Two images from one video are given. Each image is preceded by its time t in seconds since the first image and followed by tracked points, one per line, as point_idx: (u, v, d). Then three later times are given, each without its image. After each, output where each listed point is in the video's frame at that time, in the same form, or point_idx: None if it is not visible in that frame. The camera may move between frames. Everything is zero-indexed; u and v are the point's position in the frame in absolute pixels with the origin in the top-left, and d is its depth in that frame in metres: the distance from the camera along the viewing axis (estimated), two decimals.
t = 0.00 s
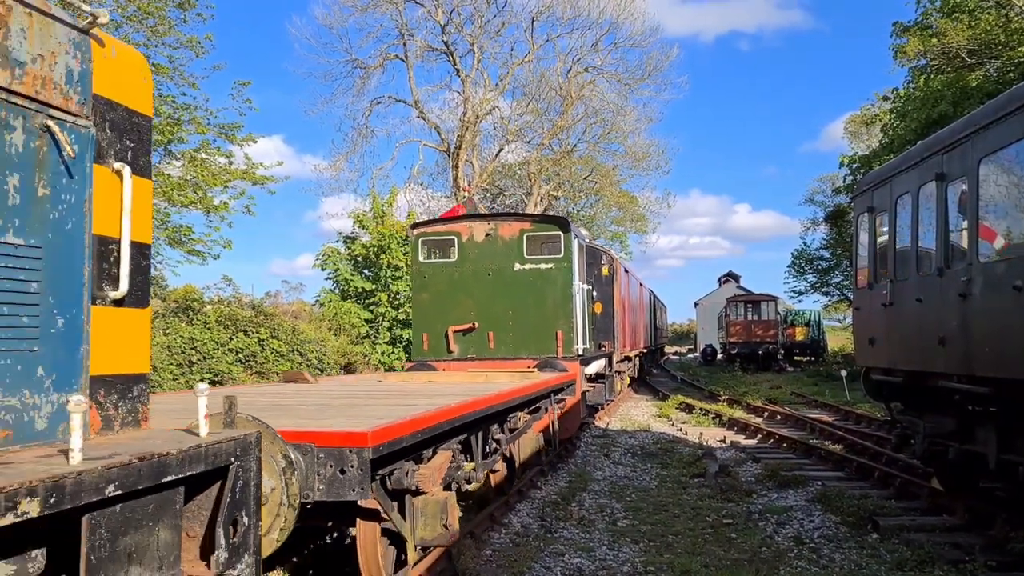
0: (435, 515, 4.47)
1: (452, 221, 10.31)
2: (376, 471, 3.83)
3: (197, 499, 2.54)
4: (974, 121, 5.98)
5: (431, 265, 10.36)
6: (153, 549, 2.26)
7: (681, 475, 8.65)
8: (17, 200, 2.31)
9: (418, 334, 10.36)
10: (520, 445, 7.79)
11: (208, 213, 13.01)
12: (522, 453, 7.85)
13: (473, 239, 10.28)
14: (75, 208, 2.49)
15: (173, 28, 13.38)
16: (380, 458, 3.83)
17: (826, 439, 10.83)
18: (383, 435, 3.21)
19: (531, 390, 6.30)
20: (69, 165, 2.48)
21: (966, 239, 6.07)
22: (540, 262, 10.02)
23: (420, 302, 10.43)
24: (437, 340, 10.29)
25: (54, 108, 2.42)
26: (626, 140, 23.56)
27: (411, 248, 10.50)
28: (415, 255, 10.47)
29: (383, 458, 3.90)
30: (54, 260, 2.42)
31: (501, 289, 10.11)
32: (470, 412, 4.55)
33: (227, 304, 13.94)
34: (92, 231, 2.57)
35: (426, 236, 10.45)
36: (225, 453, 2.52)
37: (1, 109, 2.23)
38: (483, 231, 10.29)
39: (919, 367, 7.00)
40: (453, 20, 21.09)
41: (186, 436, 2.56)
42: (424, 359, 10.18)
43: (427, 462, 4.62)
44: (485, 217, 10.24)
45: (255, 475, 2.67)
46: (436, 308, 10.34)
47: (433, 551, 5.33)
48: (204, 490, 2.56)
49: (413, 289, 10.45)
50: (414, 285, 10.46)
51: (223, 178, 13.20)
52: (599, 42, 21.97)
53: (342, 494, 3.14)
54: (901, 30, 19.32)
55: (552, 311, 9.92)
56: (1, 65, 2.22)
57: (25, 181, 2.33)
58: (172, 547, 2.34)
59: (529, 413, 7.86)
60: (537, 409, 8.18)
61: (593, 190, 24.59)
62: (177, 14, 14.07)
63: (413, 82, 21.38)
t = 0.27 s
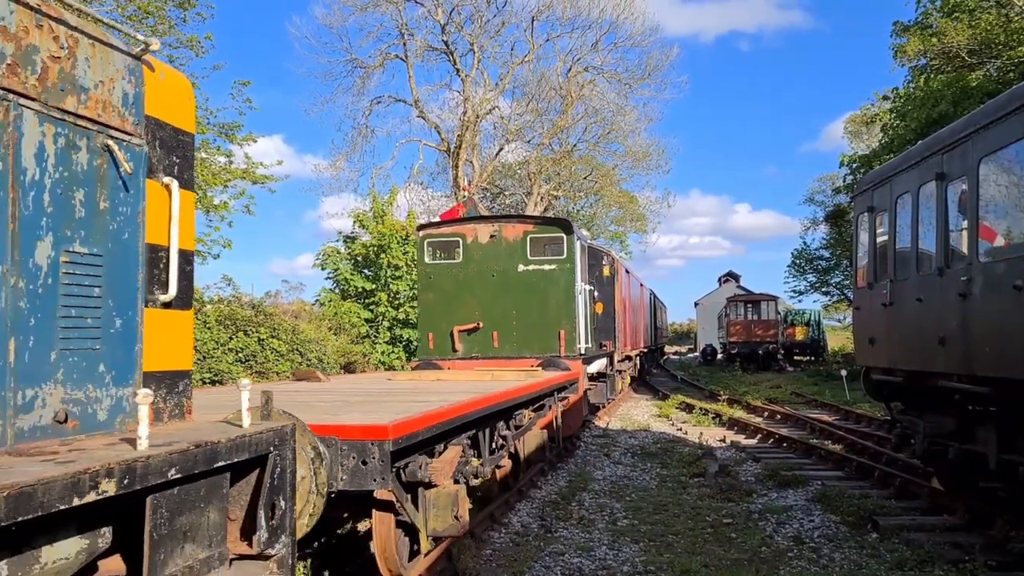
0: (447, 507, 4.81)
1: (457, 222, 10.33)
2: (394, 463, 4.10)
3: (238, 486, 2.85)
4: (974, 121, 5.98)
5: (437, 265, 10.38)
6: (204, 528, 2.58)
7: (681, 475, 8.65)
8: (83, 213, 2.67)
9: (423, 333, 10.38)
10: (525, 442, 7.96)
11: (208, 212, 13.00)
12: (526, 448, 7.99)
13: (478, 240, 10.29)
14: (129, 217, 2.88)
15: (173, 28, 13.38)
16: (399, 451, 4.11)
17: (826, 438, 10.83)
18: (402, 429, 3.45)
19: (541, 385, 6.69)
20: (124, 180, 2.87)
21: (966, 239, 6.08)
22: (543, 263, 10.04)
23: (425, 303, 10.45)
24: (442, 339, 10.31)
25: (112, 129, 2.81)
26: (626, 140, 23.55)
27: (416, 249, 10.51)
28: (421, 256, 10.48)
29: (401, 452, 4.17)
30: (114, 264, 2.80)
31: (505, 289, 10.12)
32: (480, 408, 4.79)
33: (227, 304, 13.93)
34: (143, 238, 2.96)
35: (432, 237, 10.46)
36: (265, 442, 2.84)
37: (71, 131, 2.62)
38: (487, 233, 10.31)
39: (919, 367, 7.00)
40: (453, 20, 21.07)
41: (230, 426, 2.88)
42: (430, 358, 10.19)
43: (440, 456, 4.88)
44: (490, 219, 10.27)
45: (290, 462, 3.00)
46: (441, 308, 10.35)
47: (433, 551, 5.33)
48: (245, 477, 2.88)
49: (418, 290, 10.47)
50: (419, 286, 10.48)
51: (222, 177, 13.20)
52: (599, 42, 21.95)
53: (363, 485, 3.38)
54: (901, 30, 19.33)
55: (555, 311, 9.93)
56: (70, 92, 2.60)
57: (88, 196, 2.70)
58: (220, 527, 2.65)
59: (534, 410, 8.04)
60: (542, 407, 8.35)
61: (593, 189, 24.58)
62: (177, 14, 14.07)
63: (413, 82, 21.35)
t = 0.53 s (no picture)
0: (456, 499, 5.05)
1: (463, 224, 10.35)
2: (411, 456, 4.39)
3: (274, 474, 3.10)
4: (974, 121, 5.99)
5: (442, 266, 10.38)
6: (247, 511, 2.85)
7: (681, 475, 8.65)
8: (138, 224, 2.87)
9: (429, 333, 10.39)
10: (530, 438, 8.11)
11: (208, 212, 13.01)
12: (529, 443, 8.01)
13: (482, 242, 10.30)
14: (178, 226, 3.09)
15: (173, 28, 13.39)
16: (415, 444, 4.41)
17: (826, 438, 10.82)
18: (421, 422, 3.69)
19: (548, 383, 6.86)
20: (173, 193, 3.08)
21: (966, 240, 6.07)
22: (546, 265, 10.06)
23: (430, 303, 10.45)
24: (447, 338, 10.31)
25: (162, 147, 3.03)
26: (626, 140, 23.53)
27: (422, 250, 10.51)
28: (426, 257, 10.47)
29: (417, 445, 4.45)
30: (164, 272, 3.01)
31: (509, 290, 10.13)
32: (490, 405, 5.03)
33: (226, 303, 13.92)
34: (190, 246, 3.17)
35: (437, 238, 10.46)
36: (300, 434, 3.08)
37: (127, 149, 2.84)
38: (492, 235, 10.32)
39: (919, 367, 6.99)
40: (453, 20, 21.08)
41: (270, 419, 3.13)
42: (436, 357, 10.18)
43: (450, 450, 5.14)
44: (494, 221, 10.28)
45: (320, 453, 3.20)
46: (446, 308, 10.36)
47: (434, 550, 5.33)
48: (282, 466, 3.11)
49: (424, 290, 10.47)
50: (425, 286, 10.47)
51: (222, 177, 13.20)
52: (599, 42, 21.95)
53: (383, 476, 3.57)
54: (901, 30, 19.35)
55: (558, 312, 9.94)
56: (127, 114, 2.83)
57: (143, 208, 2.91)
58: (260, 511, 2.92)
59: (537, 409, 8.08)
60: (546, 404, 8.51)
61: (594, 189, 24.58)
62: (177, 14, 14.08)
63: (412, 82, 21.35)
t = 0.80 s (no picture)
0: (466, 493, 5.59)
1: (467, 226, 10.35)
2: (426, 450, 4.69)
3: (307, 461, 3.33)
4: (974, 120, 5.99)
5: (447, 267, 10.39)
6: (282, 495, 3.09)
7: (681, 475, 8.65)
8: (183, 232, 3.17)
9: (434, 333, 10.40)
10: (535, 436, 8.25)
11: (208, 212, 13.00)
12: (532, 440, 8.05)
13: (487, 243, 10.30)
14: (216, 233, 3.39)
15: (173, 28, 13.39)
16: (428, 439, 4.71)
17: (827, 438, 10.82)
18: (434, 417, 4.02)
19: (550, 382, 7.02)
20: (212, 202, 3.37)
21: (966, 239, 6.08)
22: (549, 266, 10.08)
23: (436, 304, 10.46)
24: (452, 338, 10.31)
25: (203, 160, 3.33)
26: (626, 139, 23.51)
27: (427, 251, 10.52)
28: (431, 258, 10.48)
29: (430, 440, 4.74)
30: (204, 275, 3.31)
31: (512, 291, 10.14)
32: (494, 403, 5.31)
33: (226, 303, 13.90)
34: (226, 252, 3.47)
35: (443, 240, 10.47)
36: (328, 424, 3.36)
37: (173, 164, 3.14)
38: (496, 236, 10.31)
39: (919, 367, 7.00)
40: (454, 20, 21.06)
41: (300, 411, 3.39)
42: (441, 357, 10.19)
43: (458, 446, 5.41)
44: (499, 223, 10.28)
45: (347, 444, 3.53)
46: (451, 308, 10.36)
47: (434, 550, 5.33)
48: (312, 455, 3.37)
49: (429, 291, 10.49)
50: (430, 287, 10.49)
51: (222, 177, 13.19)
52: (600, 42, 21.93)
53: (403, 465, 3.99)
54: (901, 30, 19.36)
55: (561, 312, 9.95)
56: (172, 131, 3.13)
57: (186, 217, 3.21)
58: (293, 496, 3.17)
59: (542, 407, 8.10)
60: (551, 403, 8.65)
61: (594, 189, 24.55)
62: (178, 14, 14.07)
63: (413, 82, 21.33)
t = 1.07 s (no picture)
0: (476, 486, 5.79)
1: (472, 227, 10.35)
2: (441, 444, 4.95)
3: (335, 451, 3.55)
4: (975, 120, 5.98)
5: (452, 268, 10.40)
6: (312, 482, 3.30)
7: (682, 474, 8.66)
8: (221, 238, 3.41)
9: (439, 332, 10.41)
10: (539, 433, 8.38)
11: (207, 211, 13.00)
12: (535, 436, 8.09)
13: (491, 244, 10.29)
14: (250, 239, 3.61)
15: (173, 27, 13.39)
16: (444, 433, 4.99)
17: (827, 438, 10.82)
18: (448, 413, 4.34)
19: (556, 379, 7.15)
20: (246, 209, 3.60)
21: (966, 240, 6.08)
22: (552, 266, 10.09)
23: (441, 303, 10.47)
24: (457, 337, 10.32)
25: (238, 171, 3.56)
26: (626, 139, 23.50)
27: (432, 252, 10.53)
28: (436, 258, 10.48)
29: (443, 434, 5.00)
30: (239, 279, 3.54)
31: (516, 291, 10.15)
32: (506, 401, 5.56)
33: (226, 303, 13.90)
34: (258, 256, 3.69)
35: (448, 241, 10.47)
36: (354, 416, 3.58)
37: (213, 176, 3.37)
38: (500, 238, 10.30)
39: (919, 366, 7.00)
40: (454, 19, 21.05)
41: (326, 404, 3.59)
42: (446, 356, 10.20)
43: (469, 441, 5.66)
44: (503, 224, 10.28)
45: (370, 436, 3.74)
46: (456, 308, 10.37)
47: (434, 550, 5.34)
48: (338, 446, 3.57)
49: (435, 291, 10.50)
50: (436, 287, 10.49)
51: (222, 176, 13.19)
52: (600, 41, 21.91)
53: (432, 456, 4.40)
54: (902, 29, 19.38)
55: (565, 312, 9.97)
56: (213, 145, 3.36)
57: (225, 225, 3.45)
58: (322, 483, 3.37)
59: (546, 404, 8.11)
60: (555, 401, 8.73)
61: (594, 189, 24.54)
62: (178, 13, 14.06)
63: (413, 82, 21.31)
